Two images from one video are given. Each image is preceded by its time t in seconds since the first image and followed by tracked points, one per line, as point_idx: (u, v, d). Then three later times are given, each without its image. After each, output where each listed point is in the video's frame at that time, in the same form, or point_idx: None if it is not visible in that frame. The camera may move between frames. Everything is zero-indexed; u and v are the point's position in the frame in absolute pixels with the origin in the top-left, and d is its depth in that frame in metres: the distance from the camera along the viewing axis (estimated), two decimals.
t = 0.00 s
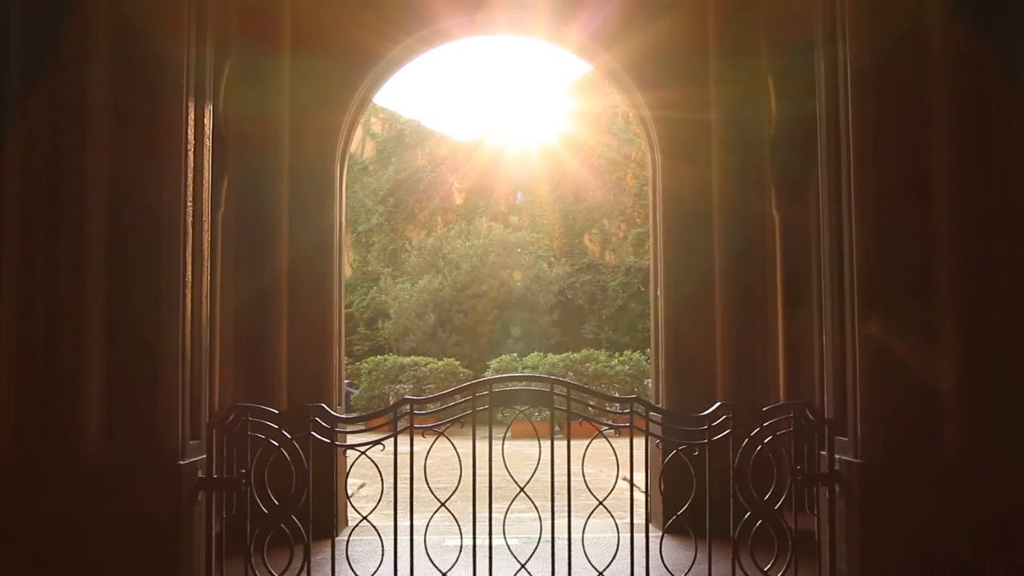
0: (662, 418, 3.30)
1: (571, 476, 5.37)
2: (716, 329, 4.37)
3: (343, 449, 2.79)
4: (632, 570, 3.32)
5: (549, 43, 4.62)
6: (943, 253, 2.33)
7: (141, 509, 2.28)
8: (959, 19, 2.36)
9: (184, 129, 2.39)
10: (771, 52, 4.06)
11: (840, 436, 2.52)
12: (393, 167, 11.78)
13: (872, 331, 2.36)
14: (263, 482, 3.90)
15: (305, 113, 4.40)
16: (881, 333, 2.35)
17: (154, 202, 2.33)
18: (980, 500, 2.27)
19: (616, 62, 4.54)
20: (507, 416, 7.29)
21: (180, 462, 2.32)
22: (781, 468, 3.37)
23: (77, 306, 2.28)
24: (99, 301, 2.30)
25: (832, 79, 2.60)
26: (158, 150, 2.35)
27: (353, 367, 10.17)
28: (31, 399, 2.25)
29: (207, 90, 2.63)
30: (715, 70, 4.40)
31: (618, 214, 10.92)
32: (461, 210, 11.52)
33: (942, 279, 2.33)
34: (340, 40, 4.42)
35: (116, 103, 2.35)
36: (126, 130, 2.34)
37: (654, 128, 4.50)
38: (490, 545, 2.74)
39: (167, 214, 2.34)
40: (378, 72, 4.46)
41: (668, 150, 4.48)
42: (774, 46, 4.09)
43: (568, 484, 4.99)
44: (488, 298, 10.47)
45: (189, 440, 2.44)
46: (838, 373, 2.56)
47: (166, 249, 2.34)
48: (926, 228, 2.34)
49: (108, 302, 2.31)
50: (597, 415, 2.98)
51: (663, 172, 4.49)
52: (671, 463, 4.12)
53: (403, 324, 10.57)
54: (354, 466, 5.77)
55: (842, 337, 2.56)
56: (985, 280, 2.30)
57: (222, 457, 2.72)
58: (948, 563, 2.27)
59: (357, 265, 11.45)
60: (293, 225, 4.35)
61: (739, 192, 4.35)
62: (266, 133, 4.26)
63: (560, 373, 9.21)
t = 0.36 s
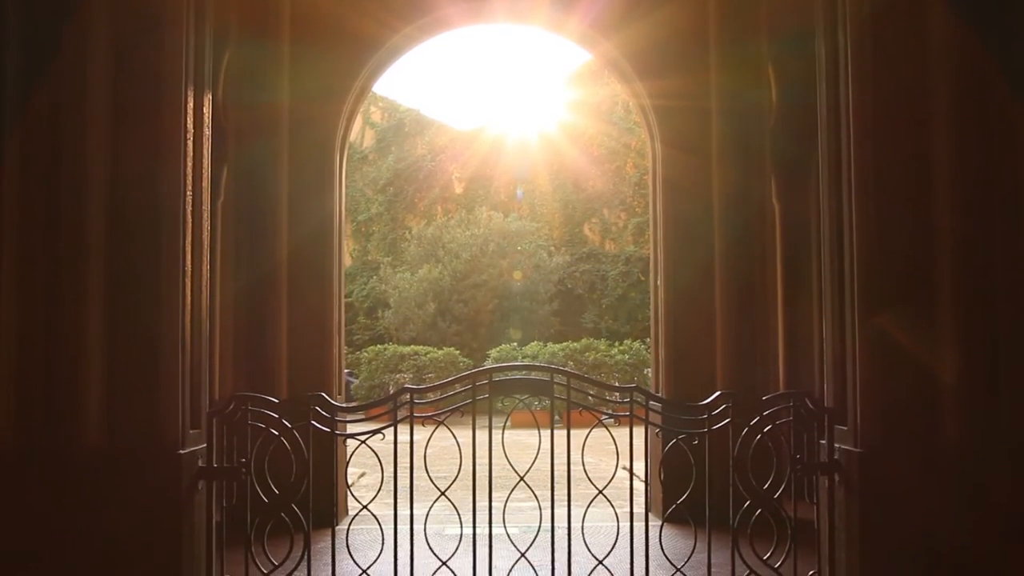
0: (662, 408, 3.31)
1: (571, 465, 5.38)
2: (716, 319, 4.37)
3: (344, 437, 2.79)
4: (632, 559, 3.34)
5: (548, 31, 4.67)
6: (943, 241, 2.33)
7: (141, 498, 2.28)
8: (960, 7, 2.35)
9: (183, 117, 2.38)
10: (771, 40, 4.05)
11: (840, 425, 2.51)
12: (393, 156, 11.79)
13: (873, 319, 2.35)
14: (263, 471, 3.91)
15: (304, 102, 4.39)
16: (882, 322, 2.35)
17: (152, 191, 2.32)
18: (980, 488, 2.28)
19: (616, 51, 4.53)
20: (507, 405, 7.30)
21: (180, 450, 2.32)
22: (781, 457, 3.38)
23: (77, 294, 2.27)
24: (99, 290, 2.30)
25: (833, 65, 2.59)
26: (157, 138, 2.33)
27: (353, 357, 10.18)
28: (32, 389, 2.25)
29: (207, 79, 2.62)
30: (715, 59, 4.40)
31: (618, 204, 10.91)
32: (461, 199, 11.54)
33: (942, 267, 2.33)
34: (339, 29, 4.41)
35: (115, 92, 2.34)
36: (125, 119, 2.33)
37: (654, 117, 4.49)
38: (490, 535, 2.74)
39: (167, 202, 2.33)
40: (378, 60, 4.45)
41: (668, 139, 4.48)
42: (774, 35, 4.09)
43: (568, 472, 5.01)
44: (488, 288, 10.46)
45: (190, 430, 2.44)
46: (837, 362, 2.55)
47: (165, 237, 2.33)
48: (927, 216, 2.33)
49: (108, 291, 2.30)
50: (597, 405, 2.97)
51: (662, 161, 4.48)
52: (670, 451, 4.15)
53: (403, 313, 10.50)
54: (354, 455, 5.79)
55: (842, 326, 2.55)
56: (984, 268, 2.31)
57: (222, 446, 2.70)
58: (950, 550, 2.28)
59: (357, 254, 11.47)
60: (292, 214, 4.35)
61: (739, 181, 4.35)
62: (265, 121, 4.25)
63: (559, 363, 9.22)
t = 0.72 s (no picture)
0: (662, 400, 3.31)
1: (571, 457, 5.39)
2: (716, 312, 4.36)
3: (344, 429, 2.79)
4: (631, 551, 3.35)
5: (549, 23, 4.67)
6: (943, 232, 2.33)
7: (143, 491, 2.28)
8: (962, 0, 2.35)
9: (182, 109, 2.37)
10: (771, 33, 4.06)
11: (839, 417, 2.51)
12: (392, 148, 11.78)
13: (873, 311, 2.35)
14: (264, 463, 3.92)
15: (303, 94, 4.38)
16: (883, 314, 2.35)
17: (151, 183, 2.32)
18: (980, 479, 2.28)
19: (616, 43, 4.53)
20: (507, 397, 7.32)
21: (180, 443, 2.32)
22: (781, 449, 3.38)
23: (77, 287, 2.27)
24: (98, 283, 2.30)
25: (833, 56, 2.58)
26: (157, 129, 2.33)
27: (353, 350, 10.19)
28: (32, 387, 2.25)
29: (207, 71, 2.62)
30: (715, 51, 4.39)
31: (618, 196, 10.90)
32: (461, 192, 11.53)
33: (942, 260, 2.33)
34: (339, 21, 4.40)
35: (114, 85, 2.33)
36: (126, 111, 2.33)
37: (653, 108, 4.48)
38: (490, 527, 2.74)
39: (166, 194, 2.33)
40: (377, 52, 4.45)
41: (668, 131, 4.47)
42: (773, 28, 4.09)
43: (567, 465, 5.02)
44: (488, 281, 10.46)
45: (190, 422, 2.44)
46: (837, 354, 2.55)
47: (165, 229, 2.32)
48: (928, 207, 2.33)
49: (108, 285, 2.30)
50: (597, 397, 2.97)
51: (662, 153, 4.48)
52: (670, 443, 4.16)
53: (403, 306, 10.53)
54: (354, 447, 5.80)
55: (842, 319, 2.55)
56: (984, 259, 2.30)
57: (222, 438, 2.71)
58: (950, 542, 2.28)
59: (357, 247, 11.47)
60: (292, 207, 4.35)
61: (740, 174, 4.35)
62: (265, 114, 4.25)
63: (559, 355, 9.22)
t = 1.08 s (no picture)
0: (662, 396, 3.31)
1: (571, 453, 5.40)
2: (716, 307, 4.37)
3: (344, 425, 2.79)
4: (631, 546, 3.35)
5: (549, 18, 4.67)
6: (943, 226, 2.32)
7: (143, 486, 2.28)
8: None
9: (181, 105, 2.37)
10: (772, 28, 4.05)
11: (839, 412, 2.51)
12: (392, 143, 11.77)
13: (873, 307, 2.35)
14: (264, 458, 3.92)
15: (304, 89, 4.37)
16: (883, 309, 2.34)
17: (151, 179, 2.31)
18: (980, 474, 2.28)
19: (616, 38, 4.52)
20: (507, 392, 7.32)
21: (180, 438, 2.32)
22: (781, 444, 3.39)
23: (78, 283, 2.27)
24: (98, 279, 2.30)
25: (834, 52, 2.58)
26: (156, 125, 2.32)
27: (353, 345, 10.20)
28: (31, 384, 2.25)
29: (207, 66, 2.61)
30: (716, 46, 4.38)
31: (618, 191, 10.90)
32: (461, 187, 11.52)
33: (942, 255, 2.32)
34: (339, 15, 4.39)
35: (114, 80, 2.33)
36: (126, 107, 2.32)
37: (654, 104, 4.48)
38: (490, 522, 2.74)
39: (166, 189, 2.33)
40: (378, 47, 4.44)
41: (668, 126, 4.46)
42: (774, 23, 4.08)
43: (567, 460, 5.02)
44: (488, 276, 10.46)
45: (191, 418, 2.44)
46: (838, 349, 2.55)
47: (165, 225, 2.32)
48: (928, 202, 2.33)
49: (107, 281, 2.30)
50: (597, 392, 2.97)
51: (663, 149, 4.47)
52: (670, 439, 4.16)
53: (403, 300, 10.48)
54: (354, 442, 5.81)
55: (842, 313, 2.55)
56: (984, 254, 2.30)
57: (222, 434, 2.71)
58: (951, 536, 2.28)
59: (357, 242, 11.47)
60: (292, 202, 4.35)
61: (740, 170, 4.34)
62: (265, 109, 4.24)
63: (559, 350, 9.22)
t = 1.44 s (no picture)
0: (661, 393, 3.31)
1: (571, 450, 5.40)
2: (716, 305, 4.36)
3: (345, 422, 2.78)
4: (631, 544, 3.36)
5: (549, 16, 4.66)
6: (943, 223, 2.32)
7: (144, 484, 2.28)
8: None
9: (181, 103, 2.36)
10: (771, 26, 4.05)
11: (838, 409, 2.51)
12: (392, 141, 11.77)
13: (874, 304, 2.35)
14: (264, 456, 3.92)
15: (304, 86, 4.37)
16: (883, 307, 2.34)
17: (152, 177, 2.31)
18: (980, 471, 2.28)
19: (616, 36, 4.52)
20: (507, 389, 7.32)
21: (181, 436, 2.32)
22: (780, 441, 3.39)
23: (77, 280, 2.27)
24: (98, 277, 2.30)
25: (833, 48, 2.58)
26: (156, 122, 2.32)
27: (353, 343, 10.20)
28: (31, 381, 2.25)
29: (207, 64, 2.61)
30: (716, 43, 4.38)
31: (618, 188, 10.89)
32: (461, 184, 11.52)
33: (942, 252, 2.32)
34: (338, 13, 4.39)
35: (114, 79, 2.33)
36: (126, 105, 2.32)
37: (654, 101, 4.48)
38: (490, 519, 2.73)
39: (166, 186, 2.32)
40: (378, 44, 4.44)
41: (668, 124, 4.46)
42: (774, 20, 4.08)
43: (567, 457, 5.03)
44: (488, 273, 10.46)
45: (191, 415, 2.44)
46: (838, 346, 2.55)
47: (165, 222, 2.32)
48: (928, 199, 2.33)
49: (107, 277, 2.30)
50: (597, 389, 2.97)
51: (663, 146, 4.47)
52: (670, 436, 4.17)
53: (403, 298, 10.47)
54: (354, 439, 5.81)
55: (842, 311, 2.55)
56: (984, 252, 2.30)
57: (222, 431, 2.71)
58: (951, 533, 2.28)
59: (357, 239, 11.47)
60: (292, 199, 4.34)
61: (740, 167, 4.34)
62: (264, 106, 4.24)
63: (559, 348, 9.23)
